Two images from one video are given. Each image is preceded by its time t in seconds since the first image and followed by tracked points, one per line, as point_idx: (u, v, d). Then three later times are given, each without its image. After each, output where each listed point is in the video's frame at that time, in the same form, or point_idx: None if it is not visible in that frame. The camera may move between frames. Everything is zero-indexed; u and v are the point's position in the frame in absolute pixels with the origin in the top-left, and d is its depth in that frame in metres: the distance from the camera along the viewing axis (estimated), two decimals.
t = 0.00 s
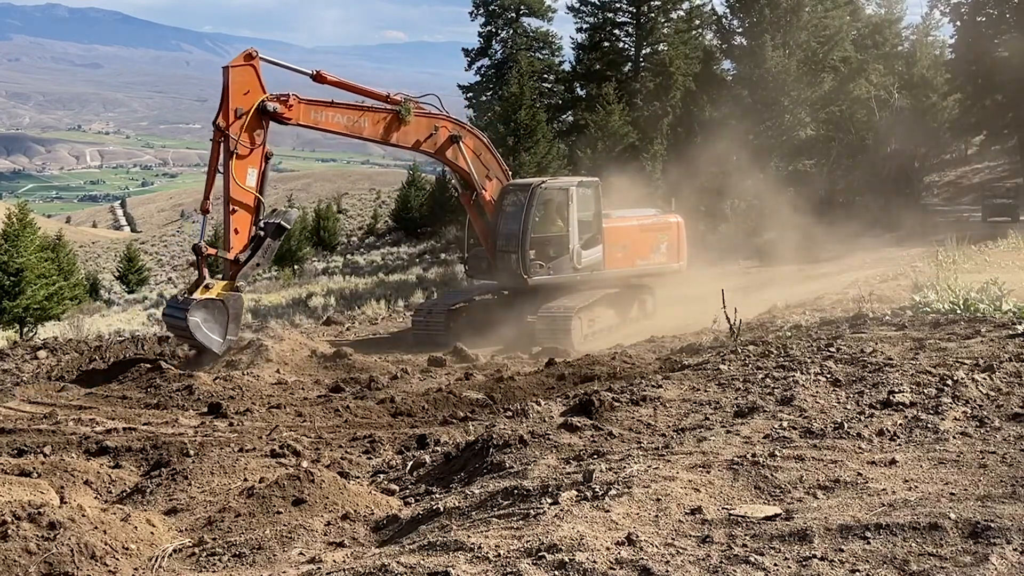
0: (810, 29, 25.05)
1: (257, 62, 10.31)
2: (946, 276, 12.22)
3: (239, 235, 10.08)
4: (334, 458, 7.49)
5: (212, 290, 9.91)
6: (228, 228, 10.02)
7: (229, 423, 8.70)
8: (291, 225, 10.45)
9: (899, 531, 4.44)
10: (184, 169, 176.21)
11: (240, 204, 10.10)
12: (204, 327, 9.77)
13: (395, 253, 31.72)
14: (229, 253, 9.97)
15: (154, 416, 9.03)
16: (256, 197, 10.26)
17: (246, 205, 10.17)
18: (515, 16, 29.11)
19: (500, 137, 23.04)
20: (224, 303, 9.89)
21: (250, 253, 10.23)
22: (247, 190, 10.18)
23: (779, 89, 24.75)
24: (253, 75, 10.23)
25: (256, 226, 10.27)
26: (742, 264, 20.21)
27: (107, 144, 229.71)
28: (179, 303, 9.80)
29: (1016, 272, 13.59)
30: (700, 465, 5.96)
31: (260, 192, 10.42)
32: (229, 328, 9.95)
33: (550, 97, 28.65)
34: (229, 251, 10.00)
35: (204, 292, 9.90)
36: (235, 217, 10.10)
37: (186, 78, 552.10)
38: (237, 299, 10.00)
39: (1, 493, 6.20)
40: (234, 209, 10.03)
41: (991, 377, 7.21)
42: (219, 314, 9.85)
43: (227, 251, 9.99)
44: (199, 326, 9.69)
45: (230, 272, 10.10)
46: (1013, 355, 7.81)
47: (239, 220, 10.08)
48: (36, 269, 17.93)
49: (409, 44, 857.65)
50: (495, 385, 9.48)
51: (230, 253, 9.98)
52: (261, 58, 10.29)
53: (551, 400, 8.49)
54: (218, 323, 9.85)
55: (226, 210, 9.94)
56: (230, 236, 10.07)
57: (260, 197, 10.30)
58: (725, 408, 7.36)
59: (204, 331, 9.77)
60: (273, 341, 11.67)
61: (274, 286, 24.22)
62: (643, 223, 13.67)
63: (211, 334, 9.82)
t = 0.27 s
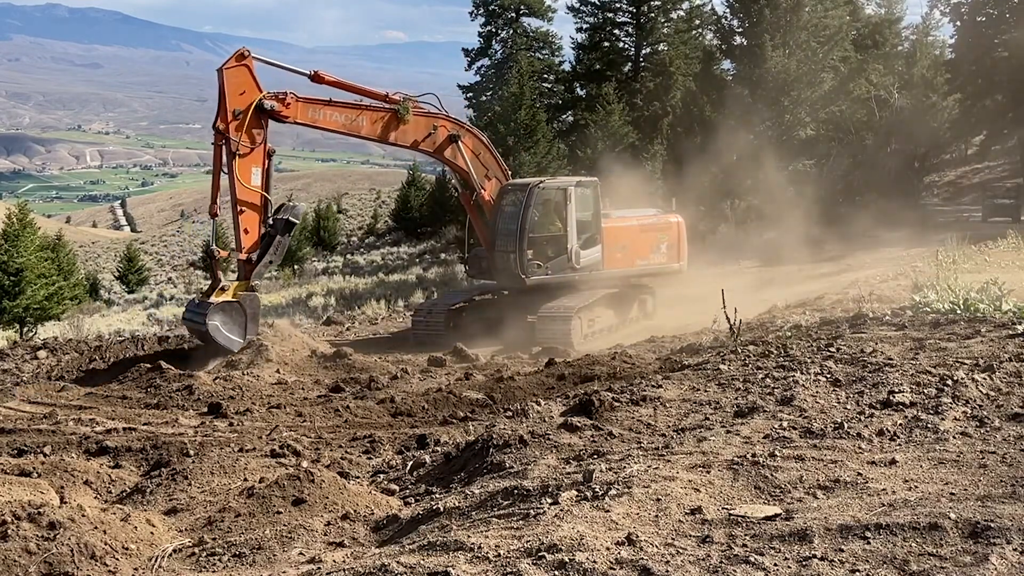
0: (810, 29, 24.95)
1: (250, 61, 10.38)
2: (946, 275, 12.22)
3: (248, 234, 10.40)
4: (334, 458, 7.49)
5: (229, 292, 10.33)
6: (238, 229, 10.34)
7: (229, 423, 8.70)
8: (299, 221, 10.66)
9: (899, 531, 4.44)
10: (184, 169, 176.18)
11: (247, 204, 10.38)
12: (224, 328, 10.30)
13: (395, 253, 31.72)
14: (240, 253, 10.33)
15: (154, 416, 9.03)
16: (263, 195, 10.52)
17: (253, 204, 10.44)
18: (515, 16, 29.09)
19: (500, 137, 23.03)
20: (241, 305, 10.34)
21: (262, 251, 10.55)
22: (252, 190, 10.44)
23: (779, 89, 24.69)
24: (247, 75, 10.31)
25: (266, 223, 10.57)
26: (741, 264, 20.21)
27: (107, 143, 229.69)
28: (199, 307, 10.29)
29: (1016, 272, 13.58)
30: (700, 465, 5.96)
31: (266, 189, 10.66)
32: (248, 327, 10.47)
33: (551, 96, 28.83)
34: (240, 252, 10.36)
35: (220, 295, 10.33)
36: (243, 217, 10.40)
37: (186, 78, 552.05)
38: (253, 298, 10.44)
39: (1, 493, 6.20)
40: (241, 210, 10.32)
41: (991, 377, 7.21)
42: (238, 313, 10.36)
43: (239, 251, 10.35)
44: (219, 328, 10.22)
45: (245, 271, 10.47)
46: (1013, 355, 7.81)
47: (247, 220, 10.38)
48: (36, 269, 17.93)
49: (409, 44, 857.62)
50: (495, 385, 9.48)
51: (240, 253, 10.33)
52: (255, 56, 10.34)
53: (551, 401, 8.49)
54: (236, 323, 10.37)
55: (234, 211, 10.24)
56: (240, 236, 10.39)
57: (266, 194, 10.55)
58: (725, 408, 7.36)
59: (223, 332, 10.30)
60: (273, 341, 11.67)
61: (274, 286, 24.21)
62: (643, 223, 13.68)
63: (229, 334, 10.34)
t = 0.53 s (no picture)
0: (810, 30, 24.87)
1: (247, 64, 10.57)
2: (946, 275, 12.23)
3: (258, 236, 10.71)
4: (334, 458, 7.49)
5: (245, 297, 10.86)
6: (248, 231, 10.67)
7: (229, 422, 8.70)
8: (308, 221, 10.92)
9: (899, 531, 4.44)
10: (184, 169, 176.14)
11: (256, 206, 10.68)
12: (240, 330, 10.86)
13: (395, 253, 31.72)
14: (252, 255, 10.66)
15: (154, 416, 9.03)
16: (271, 196, 10.80)
17: (262, 206, 10.73)
18: (514, 16, 29.08)
19: (500, 137, 23.02)
20: (258, 307, 10.92)
21: (274, 252, 10.90)
22: (260, 191, 10.72)
23: (779, 89, 24.63)
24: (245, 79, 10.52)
25: (275, 222, 10.88)
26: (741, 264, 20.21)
27: (107, 144, 229.70)
28: (216, 315, 10.80)
29: (1015, 272, 13.58)
30: (700, 465, 5.95)
31: (273, 189, 10.93)
32: (266, 327, 11.06)
33: (551, 96, 29.14)
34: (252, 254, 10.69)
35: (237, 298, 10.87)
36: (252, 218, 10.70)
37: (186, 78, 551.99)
38: (269, 300, 10.99)
39: (1, 493, 6.20)
40: (250, 212, 10.61)
41: (991, 377, 7.20)
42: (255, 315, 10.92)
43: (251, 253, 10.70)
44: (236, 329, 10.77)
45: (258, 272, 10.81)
46: (1013, 355, 7.81)
47: (257, 221, 10.69)
48: (36, 269, 17.92)
49: (409, 44, 857.65)
50: (495, 385, 9.48)
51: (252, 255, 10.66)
52: (252, 58, 10.50)
53: (551, 401, 8.49)
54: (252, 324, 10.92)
55: (244, 214, 10.54)
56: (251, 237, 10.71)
57: (273, 195, 10.83)
58: (725, 408, 7.36)
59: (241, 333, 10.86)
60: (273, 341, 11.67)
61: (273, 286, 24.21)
62: (643, 223, 13.69)
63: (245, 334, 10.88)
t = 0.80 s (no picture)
0: (810, 30, 24.83)
1: (249, 62, 10.52)
2: (946, 275, 12.23)
3: (262, 235, 10.78)
4: (334, 458, 7.49)
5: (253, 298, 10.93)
6: (252, 231, 10.72)
7: (229, 423, 8.70)
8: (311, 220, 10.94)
9: (899, 531, 4.44)
10: (184, 169, 176.13)
11: (259, 205, 10.73)
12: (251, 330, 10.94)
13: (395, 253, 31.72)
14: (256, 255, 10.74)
15: (154, 416, 9.03)
16: (273, 195, 10.85)
17: (265, 205, 10.80)
18: (514, 16, 29.07)
19: (500, 137, 23.01)
20: (265, 308, 10.98)
21: (278, 251, 10.95)
22: (262, 190, 10.76)
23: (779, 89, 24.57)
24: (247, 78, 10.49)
25: (279, 221, 10.96)
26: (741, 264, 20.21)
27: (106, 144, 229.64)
28: (224, 316, 10.85)
29: (1015, 272, 13.57)
30: (700, 465, 5.96)
31: (276, 188, 10.99)
32: (275, 328, 11.13)
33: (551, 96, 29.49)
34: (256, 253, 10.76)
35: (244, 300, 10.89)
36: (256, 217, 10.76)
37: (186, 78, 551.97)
38: (275, 299, 11.05)
39: (1, 493, 6.20)
40: (254, 212, 10.68)
41: (991, 377, 7.20)
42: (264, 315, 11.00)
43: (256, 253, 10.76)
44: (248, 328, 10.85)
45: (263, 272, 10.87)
46: (1013, 355, 7.80)
47: (261, 221, 10.75)
48: (36, 270, 17.92)
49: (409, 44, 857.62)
50: (495, 385, 9.48)
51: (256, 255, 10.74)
52: (254, 57, 10.47)
53: (551, 401, 8.49)
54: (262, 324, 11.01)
55: (247, 214, 10.58)
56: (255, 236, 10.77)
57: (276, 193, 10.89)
58: (725, 408, 7.36)
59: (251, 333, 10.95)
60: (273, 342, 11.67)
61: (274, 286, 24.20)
62: (643, 223, 13.69)
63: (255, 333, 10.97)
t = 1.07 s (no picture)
0: (810, 30, 24.85)
1: (253, 59, 10.43)
2: (946, 276, 12.23)
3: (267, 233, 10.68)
4: (334, 458, 7.49)
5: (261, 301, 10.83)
6: (257, 229, 10.60)
7: (228, 423, 8.70)
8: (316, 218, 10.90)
9: (899, 531, 4.44)
10: (184, 169, 176.12)
11: (264, 202, 10.60)
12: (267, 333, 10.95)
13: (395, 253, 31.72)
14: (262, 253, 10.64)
15: (154, 416, 9.03)
16: (278, 192, 10.73)
17: (270, 203, 10.68)
18: (514, 16, 29.08)
19: (500, 137, 23.00)
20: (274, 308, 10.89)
21: (283, 249, 10.86)
22: (267, 187, 10.65)
23: (779, 89, 24.72)
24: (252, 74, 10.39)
25: (284, 218, 10.87)
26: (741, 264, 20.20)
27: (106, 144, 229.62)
28: (235, 322, 10.80)
29: (1015, 272, 13.57)
30: (700, 465, 5.96)
31: (280, 185, 10.88)
32: (286, 324, 11.08)
33: (550, 97, 29.07)
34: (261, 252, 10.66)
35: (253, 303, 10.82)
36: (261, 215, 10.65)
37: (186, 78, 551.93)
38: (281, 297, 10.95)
39: (1, 494, 6.19)
40: (259, 209, 10.56)
41: (991, 377, 7.21)
42: (275, 316, 10.94)
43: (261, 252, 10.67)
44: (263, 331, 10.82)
45: (268, 270, 10.77)
46: (1013, 355, 7.81)
47: (266, 218, 10.63)
48: (36, 270, 17.93)
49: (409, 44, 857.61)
50: (495, 386, 9.48)
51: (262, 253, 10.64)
52: (259, 53, 10.39)
53: (551, 401, 8.49)
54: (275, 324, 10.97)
55: (253, 211, 10.46)
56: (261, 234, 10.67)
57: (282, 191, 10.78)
58: (725, 408, 7.36)
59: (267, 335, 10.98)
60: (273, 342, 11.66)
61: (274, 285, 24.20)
62: (643, 223, 13.69)
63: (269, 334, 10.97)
